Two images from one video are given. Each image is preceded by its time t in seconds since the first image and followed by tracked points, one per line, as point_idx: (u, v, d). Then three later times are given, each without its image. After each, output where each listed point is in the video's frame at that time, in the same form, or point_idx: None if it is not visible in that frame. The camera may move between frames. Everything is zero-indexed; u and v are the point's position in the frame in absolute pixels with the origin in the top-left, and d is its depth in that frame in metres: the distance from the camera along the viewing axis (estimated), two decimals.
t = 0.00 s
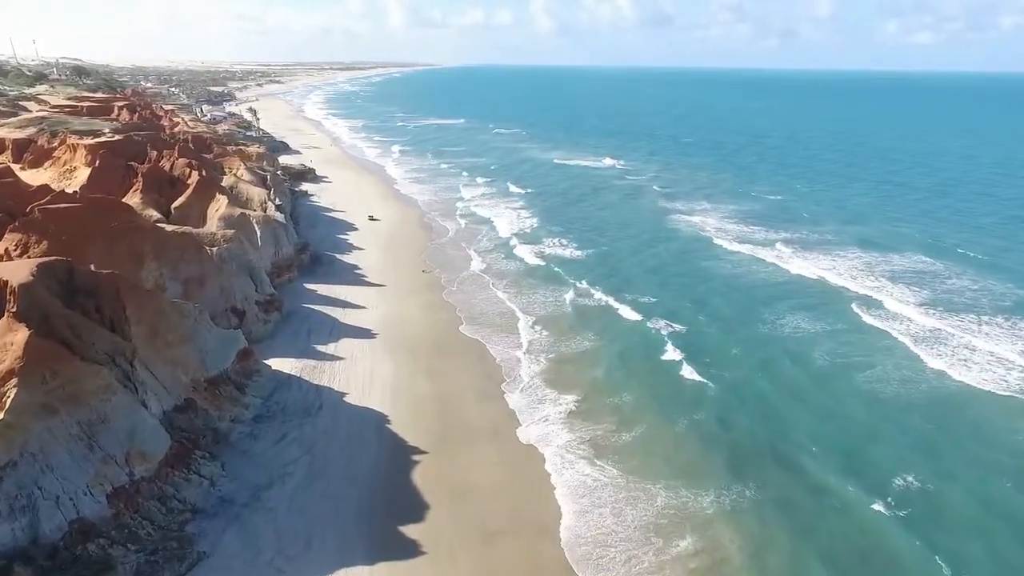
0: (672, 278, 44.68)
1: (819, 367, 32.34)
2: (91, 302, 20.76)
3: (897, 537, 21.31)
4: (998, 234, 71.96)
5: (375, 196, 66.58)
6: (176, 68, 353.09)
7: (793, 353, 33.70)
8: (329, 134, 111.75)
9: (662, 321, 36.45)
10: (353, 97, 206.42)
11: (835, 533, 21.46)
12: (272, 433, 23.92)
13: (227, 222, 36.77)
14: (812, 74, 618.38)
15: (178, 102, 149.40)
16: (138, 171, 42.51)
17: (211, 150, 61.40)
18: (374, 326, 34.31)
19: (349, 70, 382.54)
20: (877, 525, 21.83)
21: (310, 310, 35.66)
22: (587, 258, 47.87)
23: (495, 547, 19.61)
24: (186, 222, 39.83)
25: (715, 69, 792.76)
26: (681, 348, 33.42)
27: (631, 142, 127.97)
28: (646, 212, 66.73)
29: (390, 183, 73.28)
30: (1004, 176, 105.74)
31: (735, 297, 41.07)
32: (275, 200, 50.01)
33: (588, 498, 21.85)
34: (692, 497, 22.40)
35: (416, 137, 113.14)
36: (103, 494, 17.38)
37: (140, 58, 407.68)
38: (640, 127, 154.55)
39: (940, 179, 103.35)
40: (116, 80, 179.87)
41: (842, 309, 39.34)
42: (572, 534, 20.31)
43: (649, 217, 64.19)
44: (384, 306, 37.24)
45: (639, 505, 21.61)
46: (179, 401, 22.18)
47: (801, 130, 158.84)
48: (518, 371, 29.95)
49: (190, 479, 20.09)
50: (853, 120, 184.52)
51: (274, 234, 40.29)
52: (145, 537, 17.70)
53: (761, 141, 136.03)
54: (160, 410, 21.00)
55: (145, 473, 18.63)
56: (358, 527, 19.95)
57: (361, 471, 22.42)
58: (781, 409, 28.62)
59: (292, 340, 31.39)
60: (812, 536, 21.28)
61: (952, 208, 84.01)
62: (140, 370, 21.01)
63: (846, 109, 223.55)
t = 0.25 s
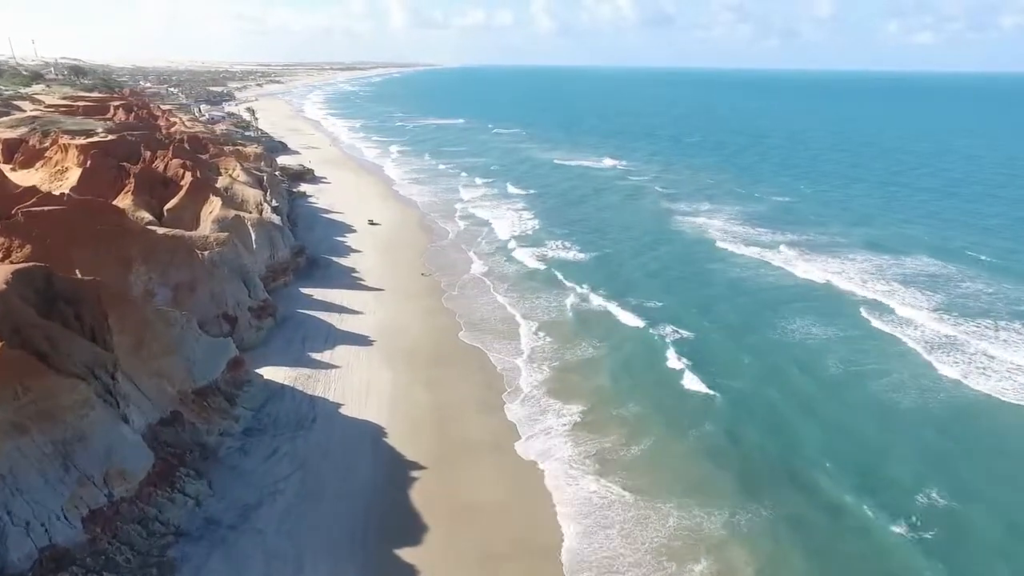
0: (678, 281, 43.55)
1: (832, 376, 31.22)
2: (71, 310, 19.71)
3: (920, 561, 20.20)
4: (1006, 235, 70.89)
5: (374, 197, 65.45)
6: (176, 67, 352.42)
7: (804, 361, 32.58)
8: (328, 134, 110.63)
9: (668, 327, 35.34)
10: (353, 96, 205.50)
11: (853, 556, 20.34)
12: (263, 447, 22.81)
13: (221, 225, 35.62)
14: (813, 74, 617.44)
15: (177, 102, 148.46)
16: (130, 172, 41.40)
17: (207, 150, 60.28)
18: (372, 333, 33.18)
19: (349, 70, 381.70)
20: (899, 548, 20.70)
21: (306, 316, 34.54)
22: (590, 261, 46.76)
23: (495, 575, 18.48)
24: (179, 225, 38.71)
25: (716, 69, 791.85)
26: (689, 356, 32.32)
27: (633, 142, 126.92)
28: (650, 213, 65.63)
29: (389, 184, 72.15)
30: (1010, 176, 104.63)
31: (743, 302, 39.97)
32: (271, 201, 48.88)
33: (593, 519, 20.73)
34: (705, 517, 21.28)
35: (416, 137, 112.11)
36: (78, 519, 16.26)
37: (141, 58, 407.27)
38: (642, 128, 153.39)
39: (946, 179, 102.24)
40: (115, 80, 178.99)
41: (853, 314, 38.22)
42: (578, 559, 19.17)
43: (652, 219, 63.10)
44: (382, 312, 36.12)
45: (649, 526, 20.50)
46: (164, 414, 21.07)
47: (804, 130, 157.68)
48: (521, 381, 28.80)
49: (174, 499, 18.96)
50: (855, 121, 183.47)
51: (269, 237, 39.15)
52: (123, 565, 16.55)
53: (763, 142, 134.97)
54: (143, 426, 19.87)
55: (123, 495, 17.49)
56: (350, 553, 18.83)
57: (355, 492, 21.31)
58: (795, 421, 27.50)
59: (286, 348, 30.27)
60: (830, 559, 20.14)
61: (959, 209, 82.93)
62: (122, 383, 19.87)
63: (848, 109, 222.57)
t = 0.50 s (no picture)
0: (685, 285, 42.27)
1: (849, 386, 29.93)
2: (44, 321, 19.12)
3: None
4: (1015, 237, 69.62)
5: (372, 198, 64.15)
6: (177, 68, 352.07)
7: (820, 370, 31.29)
8: (326, 134, 109.38)
9: (677, 334, 34.07)
10: (353, 97, 204.41)
11: None
12: (250, 466, 21.52)
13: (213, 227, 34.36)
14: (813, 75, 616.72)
15: (176, 102, 147.40)
16: (119, 173, 40.13)
17: (201, 150, 58.99)
18: (368, 341, 31.86)
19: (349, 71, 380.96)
20: None
21: (301, 322, 33.26)
22: (593, 264, 45.45)
23: None
24: (170, 227, 37.41)
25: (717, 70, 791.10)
26: (699, 364, 31.03)
27: (635, 143, 125.71)
28: (653, 215, 64.36)
29: (388, 185, 70.87)
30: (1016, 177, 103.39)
31: (752, 308, 38.70)
32: (267, 202, 47.60)
33: (602, 544, 19.46)
34: (720, 542, 19.96)
35: (416, 137, 110.96)
36: (45, 551, 14.89)
37: (141, 59, 406.94)
38: (644, 128, 152.21)
39: (953, 180, 101.02)
40: (115, 80, 178.25)
41: (868, 319, 36.95)
42: None
43: (656, 221, 61.84)
44: (379, 318, 34.80)
45: (662, 553, 19.23)
46: (144, 431, 19.77)
47: (807, 130, 156.46)
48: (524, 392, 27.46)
49: (151, 525, 17.68)
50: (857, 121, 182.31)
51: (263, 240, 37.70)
52: None
53: (766, 142, 133.73)
54: (120, 445, 18.60)
55: (97, 521, 16.20)
56: None
57: (346, 516, 20.03)
58: (812, 435, 26.20)
59: (278, 357, 28.94)
60: None
61: (967, 210, 81.71)
62: (99, 398, 18.60)
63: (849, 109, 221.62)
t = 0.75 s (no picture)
0: (692, 289, 41.17)
1: (865, 395, 28.79)
2: (21, 331, 17.78)
3: None
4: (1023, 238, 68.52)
5: (371, 199, 63.04)
6: (176, 68, 351.21)
7: (834, 378, 30.15)
8: (325, 134, 108.26)
9: (685, 341, 32.93)
10: (352, 96, 203.35)
11: None
12: (238, 484, 20.39)
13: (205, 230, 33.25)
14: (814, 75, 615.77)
15: (174, 101, 146.28)
16: (110, 173, 39.04)
17: (197, 151, 57.90)
18: (366, 348, 30.75)
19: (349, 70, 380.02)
20: None
21: (296, 328, 32.11)
22: (597, 267, 44.36)
23: None
24: (162, 228, 36.31)
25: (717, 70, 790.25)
26: (709, 373, 29.89)
27: (637, 143, 124.58)
28: (657, 216, 63.26)
29: (387, 185, 69.76)
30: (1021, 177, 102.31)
31: (761, 312, 37.62)
32: (262, 203, 46.52)
33: (609, 569, 18.32)
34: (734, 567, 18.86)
35: (415, 137, 109.91)
36: None
37: (141, 58, 406.23)
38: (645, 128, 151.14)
39: (958, 180, 99.88)
40: (112, 80, 177.20)
41: (881, 325, 35.83)
42: None
43: (659, 222, 60.74)
44: (377, 323, 33.69)
45: None
46: (124, 448, 18.63)
47: (809, 130, 155.34)
48: (527, 403, 26.36)
49: (129, 551, 16.54)
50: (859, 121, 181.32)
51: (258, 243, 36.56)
52: None
53: (768, 142, 132.70)
54: (98, 463, 17.48)
55: (69, 549, 15.03)
56: None
57: (338, 540, 18.92)
58: (826, 448, 25.10)
59: (271, 366, 27.81)
60: None
61: (974, 211, 80.58)
62: (76, 413, 17.48)
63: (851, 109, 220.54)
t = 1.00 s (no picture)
0: (700, 294, 39.92)
1: (884, 408, 27.51)
2: None
3: None
4: None
5: (370, 200, 61.80)
6: (177, 67, 350.49)
7: (852, 388, 28.88)
8: (323, 134, 106.92)
9: (694, 349, 31.65)
10: (352, 96, 202.18)
11: None
12: (223, 508, 19.13)
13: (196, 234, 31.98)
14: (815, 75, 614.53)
15: (172, 101, 145.06)
16: (99, 174, 37.75)
17: (192, 151, 56.62)
18: (361, 357, 29.48)
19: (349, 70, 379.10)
20: None
21: (289, 336, 30.85)
22: (601, 271, 43.11)
23: None
24: (152, 232, 35.03)
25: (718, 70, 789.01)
26: (722, 383, 28.61)
27: (639, 143, 123.35)
28: (661, 217, 62.02)
29: (386, 186, 68.52)
30: None
31: (771, 318, 36.38)
32: (257, 205, 45.26)
33: None
34: None
35: (415, 137, 108.70)
36: None
37: (141, 58, 405.62)
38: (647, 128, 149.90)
39: (964, 180, 98.69)
40: (111, 80, 176.08)
41: (896, 332, 34.55)
42: None
43: (664, 223, 59.50)
44: (374, 331, 32.42)
45: None
46: (99, 470, 17.33)
47: (812, 130, 154.09)
48: (530, 417, 25.07)
49: None
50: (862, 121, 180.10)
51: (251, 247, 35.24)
52: None
53: (772, 142, 131.47)
54: (69, 488, 16.23)
55: None
56: None
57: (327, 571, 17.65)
58: (844, 465, 23.79)
59: (263, 377, 26.54)
60: None
61: (983, 212, 79.37)
62: (46, 434, 16.24)
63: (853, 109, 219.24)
